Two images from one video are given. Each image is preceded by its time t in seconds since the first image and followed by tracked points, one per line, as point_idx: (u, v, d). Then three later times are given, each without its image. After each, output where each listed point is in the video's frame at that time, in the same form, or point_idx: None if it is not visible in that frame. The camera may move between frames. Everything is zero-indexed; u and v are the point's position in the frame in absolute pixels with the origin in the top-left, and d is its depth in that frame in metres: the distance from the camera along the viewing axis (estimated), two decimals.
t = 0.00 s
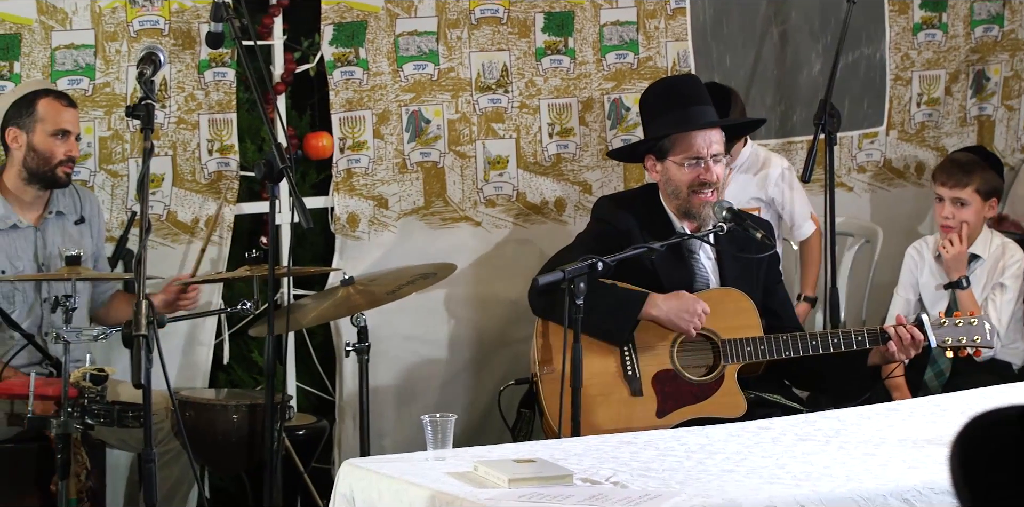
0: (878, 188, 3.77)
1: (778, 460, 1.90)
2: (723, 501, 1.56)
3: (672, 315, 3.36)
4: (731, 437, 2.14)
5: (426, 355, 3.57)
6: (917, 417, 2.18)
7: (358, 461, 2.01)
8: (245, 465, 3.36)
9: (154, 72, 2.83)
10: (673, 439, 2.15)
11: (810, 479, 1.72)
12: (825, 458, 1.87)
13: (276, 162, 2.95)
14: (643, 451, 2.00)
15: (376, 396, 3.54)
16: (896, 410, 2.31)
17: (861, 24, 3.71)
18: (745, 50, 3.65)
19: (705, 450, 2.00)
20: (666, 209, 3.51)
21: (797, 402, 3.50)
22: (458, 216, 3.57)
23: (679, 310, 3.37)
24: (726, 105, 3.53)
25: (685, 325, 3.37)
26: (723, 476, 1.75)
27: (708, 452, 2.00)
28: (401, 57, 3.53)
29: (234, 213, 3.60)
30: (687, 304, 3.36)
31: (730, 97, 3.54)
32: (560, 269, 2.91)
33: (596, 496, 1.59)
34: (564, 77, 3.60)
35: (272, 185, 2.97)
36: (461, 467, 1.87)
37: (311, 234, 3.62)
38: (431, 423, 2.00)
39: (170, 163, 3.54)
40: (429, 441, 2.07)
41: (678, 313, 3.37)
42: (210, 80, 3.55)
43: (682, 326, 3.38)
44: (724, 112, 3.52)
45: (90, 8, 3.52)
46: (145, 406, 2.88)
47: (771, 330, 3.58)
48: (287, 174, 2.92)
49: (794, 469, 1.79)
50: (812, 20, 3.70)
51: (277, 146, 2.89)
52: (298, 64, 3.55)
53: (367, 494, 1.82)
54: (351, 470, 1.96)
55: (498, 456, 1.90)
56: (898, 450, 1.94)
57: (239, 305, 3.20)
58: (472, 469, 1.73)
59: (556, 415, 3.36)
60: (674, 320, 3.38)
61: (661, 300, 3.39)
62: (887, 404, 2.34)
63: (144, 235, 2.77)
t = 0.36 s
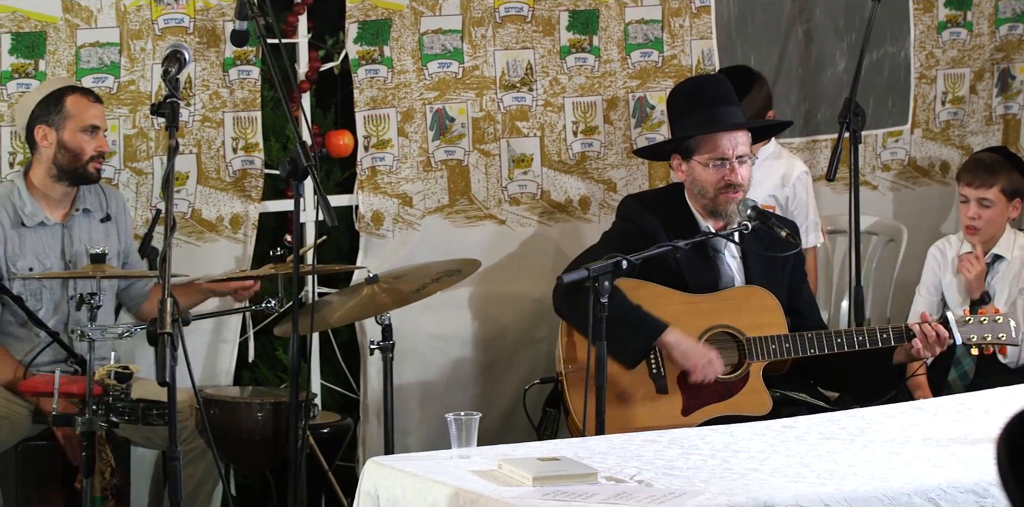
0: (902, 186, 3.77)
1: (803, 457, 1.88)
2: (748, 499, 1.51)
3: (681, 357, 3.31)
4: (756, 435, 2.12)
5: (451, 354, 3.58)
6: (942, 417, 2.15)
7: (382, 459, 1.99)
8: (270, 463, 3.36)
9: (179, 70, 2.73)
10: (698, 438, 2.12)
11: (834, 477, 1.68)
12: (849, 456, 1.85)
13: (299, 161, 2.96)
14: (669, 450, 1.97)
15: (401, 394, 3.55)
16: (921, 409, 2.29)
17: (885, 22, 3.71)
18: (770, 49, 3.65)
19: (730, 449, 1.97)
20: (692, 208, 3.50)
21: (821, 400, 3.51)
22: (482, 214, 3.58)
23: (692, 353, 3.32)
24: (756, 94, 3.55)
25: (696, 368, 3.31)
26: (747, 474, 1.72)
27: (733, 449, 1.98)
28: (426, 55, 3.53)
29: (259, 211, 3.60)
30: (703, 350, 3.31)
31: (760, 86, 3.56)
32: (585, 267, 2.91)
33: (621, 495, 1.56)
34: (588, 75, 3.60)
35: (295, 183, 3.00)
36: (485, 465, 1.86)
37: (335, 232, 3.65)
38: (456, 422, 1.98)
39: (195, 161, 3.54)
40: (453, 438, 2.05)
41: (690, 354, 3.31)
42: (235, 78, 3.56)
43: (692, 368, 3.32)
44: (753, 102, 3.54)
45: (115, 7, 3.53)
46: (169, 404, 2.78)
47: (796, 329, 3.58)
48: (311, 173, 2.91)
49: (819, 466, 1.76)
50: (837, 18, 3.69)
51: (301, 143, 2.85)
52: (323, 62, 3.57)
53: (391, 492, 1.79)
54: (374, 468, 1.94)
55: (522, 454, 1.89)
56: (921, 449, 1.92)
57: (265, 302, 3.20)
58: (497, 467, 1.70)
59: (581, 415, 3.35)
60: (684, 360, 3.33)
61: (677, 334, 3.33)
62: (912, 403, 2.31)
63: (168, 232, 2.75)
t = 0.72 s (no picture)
0: (933, 186, 3.76)
1: (834, 457, 1.86)
2: (775, 500, 1.49)
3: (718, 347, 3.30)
4: (788, 435, 2.10)
5: (482, 353, 3.58)
6: (975, 416, 2.16)
7: (414, 458, 1.95)
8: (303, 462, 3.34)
9: (210, 71, 2.74)
10: (730, 437, 2.12)
11: (866, 478, 1.66)
12: (879, 456, 1.84)
13: (331, 160, 2.84)
14: (699, 451, 1.95)
15: (432, 394, 3.55)
16: (953, 410, 2.27)
17: (917, 23, 3.71)
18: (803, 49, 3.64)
19: (761, 449, 1.94)
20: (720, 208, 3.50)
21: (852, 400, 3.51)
22: (514, 214, 3.58)
23: (726, 344, 3.30)
24: (797, 86, 3.54)
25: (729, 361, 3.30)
26: (778, 475, 1.71)
27: (765, 451, 1.95)
28: (457, 55, 3.53)
29: (290, 211, 3.60)
30: (737, 340, 3.29)
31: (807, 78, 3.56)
32: (617, 267, 2.89)
33: (653, 495, 1.53)
34: (620, 74, 3.60)
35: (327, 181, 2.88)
36: (517, 465, 1.83)
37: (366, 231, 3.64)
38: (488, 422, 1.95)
39: (226, 160, 3.54)
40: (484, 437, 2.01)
41: (724, 346, 3.30)
42: (267, 78, 3.56)
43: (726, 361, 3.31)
44: (796, 92, 3.53)
45: (147, 6, 3.54)
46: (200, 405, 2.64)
47: (826, 329, 3.56)
48: (344, 172, 2.80)
49: (849, 467, 1.75)
50: (869, 18, 3.69)
51: (334, 142, 2.81)
52: (354, 61, 3.56)
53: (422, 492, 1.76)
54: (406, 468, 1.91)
55: (554, 454, 1.86)
56: (954, 450, 1.89)
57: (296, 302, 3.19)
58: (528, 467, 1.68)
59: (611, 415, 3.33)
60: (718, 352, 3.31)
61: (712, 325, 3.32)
62: (944, 403, 2.30)
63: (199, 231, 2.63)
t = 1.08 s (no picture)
0: (961, 183, 3.75)
1: (859, 456, 1.81)
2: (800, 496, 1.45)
3: (753, 317, 3.30)
4: (814, 433, 2.03)
5: (507, 351, 3.58)
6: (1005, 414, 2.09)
7: (439, 456, 1.89)
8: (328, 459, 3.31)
9: (238, 67, 2.57)
10: (755, 436, 2.03)
11: (892, 475, 1.62)
12: (905, 455, 1.79)
13: (358, 157, 2.69)
14: (726, 448, 1.89)
15: (460, 393, 3.55)
16: (981, 407, 2.22)
17: (944, 21, 3.71)
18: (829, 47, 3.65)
19: (788, 447, 1.90)
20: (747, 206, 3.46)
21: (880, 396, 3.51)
22: (540, 211, 3.58)
23: (760, 312, 3.31)
24: (825, 76, 3.51)
25: (767, 330, 3.30)
26: (804, 472, 1.67)
27: (788, 448, 1.90)
28: (484, 52, 3.54)
29: (317, 208, 3.60)
30: (770, 307, 3.31)
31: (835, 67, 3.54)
32: (643, 265, 2.83)
33: (679, 493, 1.47)
34: (646, 72, 3.61)
35: (354, 180, 2.73)
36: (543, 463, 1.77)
37: (392, 229, 3.65)
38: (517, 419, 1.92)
39: (253, 157, 3.55)
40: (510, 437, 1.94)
41: (760, 313, 3.31)
42: (294, 75, 3.56)
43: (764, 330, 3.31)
44: (824, 82, 3.51)
45: (175, 3, 3.55)
46: (229, 402, 2.49)
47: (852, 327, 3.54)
48: (370, 169, 2.65)
49: (876, 465, 1.71)
50: (896, 15, 3.68)
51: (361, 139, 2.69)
52: (381, 60, 3.56)
53: (449, 489, 1.70)
54: (431, 466, 1.86)
55: (582, 451, 1.81)
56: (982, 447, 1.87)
57: (322, 299, 3.16)
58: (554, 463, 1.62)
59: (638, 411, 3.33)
60: (755, 322, 3.32)
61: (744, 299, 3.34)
62: (971, 401, 2.25)
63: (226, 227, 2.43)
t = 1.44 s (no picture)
0: (979, 180, 3.74)
1: (878, 453, 1.75)
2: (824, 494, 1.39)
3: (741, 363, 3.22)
4: (832, 430, 1.99)
5: (525, 348, 3.58)
6: None
7: (458, 453, 1.86)
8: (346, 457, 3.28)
9: (256, 64, 2.40)
10: (773, 432, 1.99)
11: (911, 472, 1.55)
12: (923, 450, 1.73)
13: (379, 151, 2.64)
14: (744, 444, 1.85)
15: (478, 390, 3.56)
16: (1000, 404, 2.17)
17: (962, 17, 3.71)
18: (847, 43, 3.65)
19: (806, 444, 1.85)
20: (764, 203, 3.44)
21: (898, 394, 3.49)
22: (558, 208, 3.58)
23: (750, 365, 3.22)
24: (848, 71, 3.53)
25: (753, 384, 3.21)
26: (822, 469, 1.60)
27: (807, 445, 1.85)
28: (502, 49, 3.55)
29: (335, 205, 3.60)
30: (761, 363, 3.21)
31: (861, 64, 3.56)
32: (662, 260, 2.77)
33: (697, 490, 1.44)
34: (664, 69, 3.62)
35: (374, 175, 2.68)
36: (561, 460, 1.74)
37: (410, 226, 3.66)
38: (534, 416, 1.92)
39: (272, 154, 3.55)
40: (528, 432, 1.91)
41: (751, 368, 3.21)
42: (312, 72, 3.56)
43: (750, 383, 3.21)
44: (847, 77, 3.54)
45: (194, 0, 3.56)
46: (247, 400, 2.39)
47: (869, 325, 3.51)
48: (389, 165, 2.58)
49: (896, 461, 1.65)
50: (914, 12, 3.68)
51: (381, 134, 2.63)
52: (399, 57, 3.57)
53: (466, 487, 1.67)
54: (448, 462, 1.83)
55: (600, 447, 1.78)
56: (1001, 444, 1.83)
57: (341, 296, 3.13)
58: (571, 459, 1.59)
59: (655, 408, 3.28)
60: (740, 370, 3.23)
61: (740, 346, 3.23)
62: (991, 398, 2.20)
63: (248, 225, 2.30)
